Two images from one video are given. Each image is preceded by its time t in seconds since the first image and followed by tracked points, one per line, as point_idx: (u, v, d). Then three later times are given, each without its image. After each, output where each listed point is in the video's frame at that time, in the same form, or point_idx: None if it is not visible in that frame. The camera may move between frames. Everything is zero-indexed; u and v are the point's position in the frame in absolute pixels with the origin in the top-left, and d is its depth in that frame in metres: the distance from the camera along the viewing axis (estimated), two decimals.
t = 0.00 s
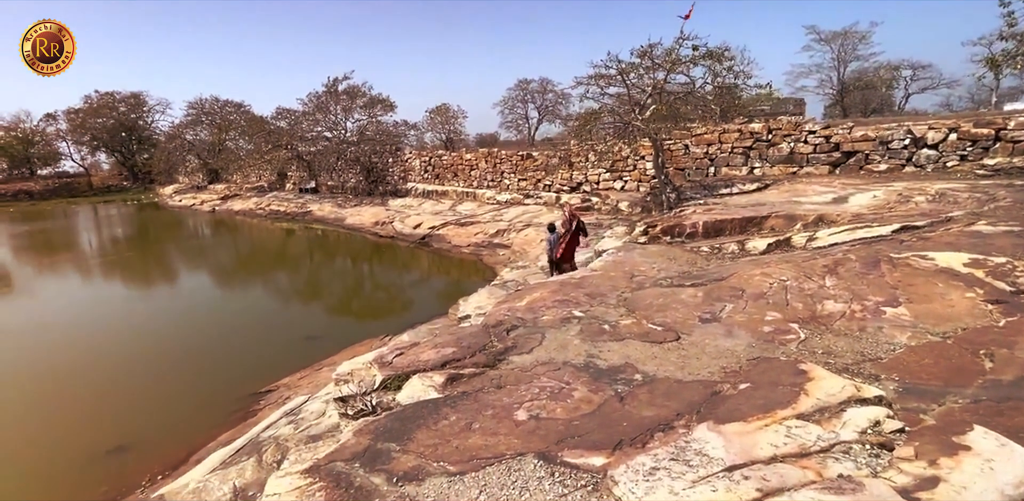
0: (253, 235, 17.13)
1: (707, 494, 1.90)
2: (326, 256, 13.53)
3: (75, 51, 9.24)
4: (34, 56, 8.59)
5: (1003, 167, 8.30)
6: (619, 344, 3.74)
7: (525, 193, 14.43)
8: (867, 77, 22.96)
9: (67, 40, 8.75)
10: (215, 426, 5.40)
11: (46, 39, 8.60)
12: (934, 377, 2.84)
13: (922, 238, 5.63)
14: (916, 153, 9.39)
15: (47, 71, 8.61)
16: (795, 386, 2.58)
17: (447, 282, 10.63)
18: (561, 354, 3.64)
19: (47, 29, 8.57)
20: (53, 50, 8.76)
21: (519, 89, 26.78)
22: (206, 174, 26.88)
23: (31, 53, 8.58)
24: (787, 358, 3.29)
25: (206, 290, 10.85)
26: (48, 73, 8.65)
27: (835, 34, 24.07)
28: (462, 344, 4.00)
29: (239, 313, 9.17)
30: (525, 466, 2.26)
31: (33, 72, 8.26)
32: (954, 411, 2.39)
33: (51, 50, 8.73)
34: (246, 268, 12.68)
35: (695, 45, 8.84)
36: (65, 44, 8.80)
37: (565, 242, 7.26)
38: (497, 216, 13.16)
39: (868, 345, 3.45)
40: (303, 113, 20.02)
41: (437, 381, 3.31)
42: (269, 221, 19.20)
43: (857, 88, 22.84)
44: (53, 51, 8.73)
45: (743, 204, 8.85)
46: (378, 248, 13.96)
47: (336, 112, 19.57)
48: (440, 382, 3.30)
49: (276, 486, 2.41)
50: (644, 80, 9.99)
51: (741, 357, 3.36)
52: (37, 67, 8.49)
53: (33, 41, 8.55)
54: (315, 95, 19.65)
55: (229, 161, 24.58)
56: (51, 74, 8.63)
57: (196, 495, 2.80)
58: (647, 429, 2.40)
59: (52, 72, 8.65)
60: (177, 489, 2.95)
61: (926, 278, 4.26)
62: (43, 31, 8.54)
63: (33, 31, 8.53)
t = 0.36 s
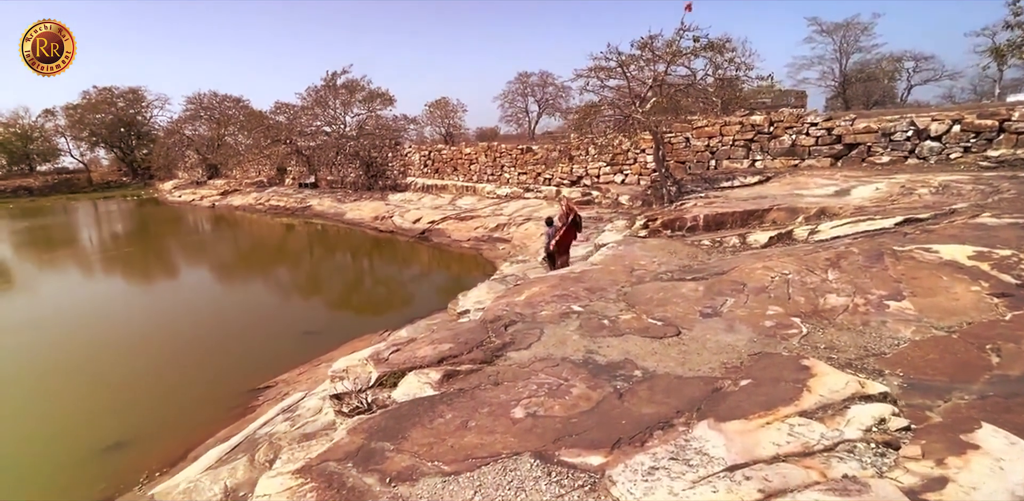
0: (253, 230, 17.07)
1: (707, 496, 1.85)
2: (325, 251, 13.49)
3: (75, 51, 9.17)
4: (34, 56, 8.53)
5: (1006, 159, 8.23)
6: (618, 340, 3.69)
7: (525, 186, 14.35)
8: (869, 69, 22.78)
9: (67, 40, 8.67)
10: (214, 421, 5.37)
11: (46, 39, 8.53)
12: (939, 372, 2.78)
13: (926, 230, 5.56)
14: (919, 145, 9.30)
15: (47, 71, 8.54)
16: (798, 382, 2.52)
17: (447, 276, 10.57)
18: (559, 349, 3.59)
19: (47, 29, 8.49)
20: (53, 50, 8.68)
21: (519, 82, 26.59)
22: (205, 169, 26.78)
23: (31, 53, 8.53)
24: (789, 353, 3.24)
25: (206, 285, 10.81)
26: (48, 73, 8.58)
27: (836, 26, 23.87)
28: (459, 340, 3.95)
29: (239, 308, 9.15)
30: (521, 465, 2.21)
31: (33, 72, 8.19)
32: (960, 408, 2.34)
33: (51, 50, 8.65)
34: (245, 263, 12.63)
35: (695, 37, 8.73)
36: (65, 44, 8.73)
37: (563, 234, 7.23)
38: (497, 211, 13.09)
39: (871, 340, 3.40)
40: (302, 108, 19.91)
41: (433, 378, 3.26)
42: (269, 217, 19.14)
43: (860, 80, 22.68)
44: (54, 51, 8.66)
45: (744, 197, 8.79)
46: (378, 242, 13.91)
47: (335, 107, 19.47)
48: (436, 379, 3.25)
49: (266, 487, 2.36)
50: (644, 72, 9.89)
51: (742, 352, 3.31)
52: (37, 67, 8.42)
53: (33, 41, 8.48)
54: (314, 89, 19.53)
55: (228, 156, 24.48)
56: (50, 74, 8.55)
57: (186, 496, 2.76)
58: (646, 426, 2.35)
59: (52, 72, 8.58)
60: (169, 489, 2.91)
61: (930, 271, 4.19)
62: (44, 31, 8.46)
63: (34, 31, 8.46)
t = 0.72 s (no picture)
0: (247, 223, 16.90)
1: (713, 496, 1.77)
2: (321, 244, 13.36)
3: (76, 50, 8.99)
4: (34, 56, 8.37)
5: (1005, 149, 8.17)
6: (616, 333, 3.61)
7: (522, 179, 14.23)
8: (866, 60, 22.67)
9: (68, 40, 8.50)
10: (207, 416, 5.27)
11: (46, 39, 8.35)
12: (946, 365, 2.71)
13: (926, 221, 5.49)
14: (917, 135, 9.24)
15: (47, 71, 8.39)
16: (803, 376, 2.45)
17: (443, 269, 10.47)
18: (556, 343, 3.50)
19: (47, 29, 8.31)
20: (53, 50, 8.51)
21: (515, 74, 26.35)
22: (199, 162, 26.47)
23: (31, 53, 8.37)
24: (792, 346, 3.16)
25: (200, 279, 10.68)
26: (48, 73, 8.43)
27: (833, 17, 23.75)
28: (454, 333, 3.86)
29: (234, 302, 9.04)
30: (518, 464, 2.12)
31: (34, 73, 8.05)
32: (971, 402, 2.26)
33: (51, 50, 8.48)
34: (240, 257, 12.50)
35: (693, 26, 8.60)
36: (65, 44, 8.56)
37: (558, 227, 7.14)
38: (493, 203, 12.98)
39: (875, 332, 3.32)
40: (295, 99, 19.65)
41: (427, 373, 3.17)
42: (263, 210, 18.94)
43: (856, 72, 22.60)
44: (54, 51, 8.49)
45: (742, 189, 8.70)
46: (373, 235, 13.78)
47: (329, 98, 19.24)
48: (430, 374, 3.16)
49: (251, 488, 2.27)
50: (641, 62, 9.77)
51: (743, 345, 3.23)
52: (37, 68, 8.27)
53: (33, 41, 8.31)
54: (307, 81, 19.27)
55: (222, 148, 24.21)
56: (51, 74, 8.40)
57: (169, 496, 2.66)
58: (647, 422, 2.27)
59: (52, 72, 8.42)
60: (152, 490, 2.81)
61: (933, 261, 4.12)
62: (44, 31, 8.28)
63: (33, 31, 8.28)
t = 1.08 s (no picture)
0: (238, 216, 16.64)
1: None
2: (312, 238, 13.17)
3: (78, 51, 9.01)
4: (35, 56, 8.42)
5: (999, 144, 8.15)
6: (613, 326, 3.50)
7: (515, 172, 14.09)
8: (858, 57, 22.66)
9: (68, 40, 8.50)
10: (193, 412, 5.11)
11: (46, 39, 8.37)
12: (956, 360, 2.62)
13: (924, 214, 5.43)
14: (911, 130, 9.19)
15: (47, 71, 8.41)
16: (810, 371, 2.35)
17: (436, 264, 10.33)
18: (552, 337, 3.38)
19: (47, 29, 8.33)
20: (53, 50, 8.52)
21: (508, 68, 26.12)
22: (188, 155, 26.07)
23: (31, 53, 8.41)
24: (796, 341, 3.06)
25: (189, 272, 10.49)
26: (48, 72, 8.45)
27: (826, 14, 23.73)
28: (445, 327, 3.73)
29: (224, 295, 8.87)
30: (513, 465, 2.00)
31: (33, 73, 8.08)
32: (985, 398, 2.17)
33: (51, 50, 8.50)
34: (230, 250, 12.30)
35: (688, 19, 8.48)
36: (65, 44, 8.56)
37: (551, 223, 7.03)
38: (486, 197, 12.83)
39: (879, 326, 3.23)
40: (285, 91, 19.35)
41: (418, 369, 3.04)
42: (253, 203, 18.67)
43: (848, 68, 22.60)
44: (54, 52, 8.51)
45: (738, 182, 8.62)
46: (365, 229, 13.60)
47: (320, 90, 18.99)
48: (421, 370, 3.03)
49: (228, 491, 2.14)
50: (636, 55, 9.66)
51: (745, 339, 3.12)
52: (36, 67, 8.29)
53: (33, 41, 8.37)
54: (298, 72, 18.99)
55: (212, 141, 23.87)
56: (50, 74, 8.42)
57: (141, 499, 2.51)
58: (650, 420, 2.15)
59: (52, 72, 8.44)
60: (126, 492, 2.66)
61: (934, 255, 4.04)
62: (44, 31, 8.31)
63: (34, 31, 8.33)
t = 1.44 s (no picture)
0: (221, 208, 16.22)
1: None
2: (297, 231, 12.83)
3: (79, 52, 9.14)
4: (35, 56, 8.58)
5: (989, 144, 8.13)
6: (609, 325, 3.31)
7: (505, 167, 13.86)
8: (846, 58, 22.74)
9: (67, 40, 8.61)
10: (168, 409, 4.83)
11: (46, 39, 8.49)
12: (972, 364, 2.48)
13: (921, 213, 5.32)
14: (902, 130, 9.14)
15: (47, 71, 8.48)
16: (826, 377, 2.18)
17: (424, 259, 10.07)
18: (544, 336, 3.18)
19: (47, 29, 8.45)
20: (53, 50, 8.64)
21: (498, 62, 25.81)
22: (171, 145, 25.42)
23: (32, 53, 8.58)
24: (804, 342, 2.90)
25: (168, 264, 10.12)
26: (48, 73, 8.53)
27: (814, 14, 23.78)
28: (431, 325, 3.52)
29: (204, 288, 8.55)
30: (505, 481, 1.80)
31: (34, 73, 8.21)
32: (1013, 408, 2.02)
33: (51, 51, 8.63)
34: (212, 242, 11.93)
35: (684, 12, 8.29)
36: (65, 45, 8.67)
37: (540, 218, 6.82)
38: (475, 191, 12.59)
39: (887, 327, 3.08)
40: (270, 81, 18.87)
41: (401, 370, 2.82)
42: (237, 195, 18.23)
43: (836, 69, 22.67)
44: (54, 52, 8.66)
45: (730, 179, 8.49)
46: (352, 222, 13.28)
47: (307, 81, 18.52)
48: (405, 371, 2.81)
49: None
50: (630, 49, 9.47)
51: (749, 340, 2.95)
52: (37, 67, 8.39)
53: (33, 41, 8.51)
54: (283, 62, 18.52)
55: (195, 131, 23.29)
56: (51, 74, 8.50)
57: None
58: (655, 431, 1.97)
59: (51, 72, 8.50)
60: None
61: (938, 254, 3.91)
62: (44, 31, 8.43)
63: (34, 31, 8.45)
